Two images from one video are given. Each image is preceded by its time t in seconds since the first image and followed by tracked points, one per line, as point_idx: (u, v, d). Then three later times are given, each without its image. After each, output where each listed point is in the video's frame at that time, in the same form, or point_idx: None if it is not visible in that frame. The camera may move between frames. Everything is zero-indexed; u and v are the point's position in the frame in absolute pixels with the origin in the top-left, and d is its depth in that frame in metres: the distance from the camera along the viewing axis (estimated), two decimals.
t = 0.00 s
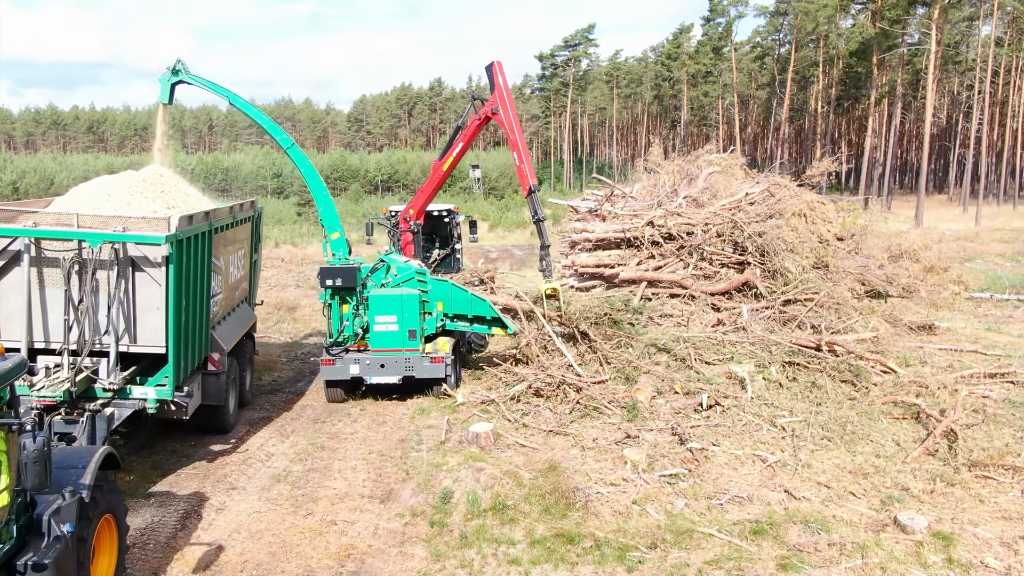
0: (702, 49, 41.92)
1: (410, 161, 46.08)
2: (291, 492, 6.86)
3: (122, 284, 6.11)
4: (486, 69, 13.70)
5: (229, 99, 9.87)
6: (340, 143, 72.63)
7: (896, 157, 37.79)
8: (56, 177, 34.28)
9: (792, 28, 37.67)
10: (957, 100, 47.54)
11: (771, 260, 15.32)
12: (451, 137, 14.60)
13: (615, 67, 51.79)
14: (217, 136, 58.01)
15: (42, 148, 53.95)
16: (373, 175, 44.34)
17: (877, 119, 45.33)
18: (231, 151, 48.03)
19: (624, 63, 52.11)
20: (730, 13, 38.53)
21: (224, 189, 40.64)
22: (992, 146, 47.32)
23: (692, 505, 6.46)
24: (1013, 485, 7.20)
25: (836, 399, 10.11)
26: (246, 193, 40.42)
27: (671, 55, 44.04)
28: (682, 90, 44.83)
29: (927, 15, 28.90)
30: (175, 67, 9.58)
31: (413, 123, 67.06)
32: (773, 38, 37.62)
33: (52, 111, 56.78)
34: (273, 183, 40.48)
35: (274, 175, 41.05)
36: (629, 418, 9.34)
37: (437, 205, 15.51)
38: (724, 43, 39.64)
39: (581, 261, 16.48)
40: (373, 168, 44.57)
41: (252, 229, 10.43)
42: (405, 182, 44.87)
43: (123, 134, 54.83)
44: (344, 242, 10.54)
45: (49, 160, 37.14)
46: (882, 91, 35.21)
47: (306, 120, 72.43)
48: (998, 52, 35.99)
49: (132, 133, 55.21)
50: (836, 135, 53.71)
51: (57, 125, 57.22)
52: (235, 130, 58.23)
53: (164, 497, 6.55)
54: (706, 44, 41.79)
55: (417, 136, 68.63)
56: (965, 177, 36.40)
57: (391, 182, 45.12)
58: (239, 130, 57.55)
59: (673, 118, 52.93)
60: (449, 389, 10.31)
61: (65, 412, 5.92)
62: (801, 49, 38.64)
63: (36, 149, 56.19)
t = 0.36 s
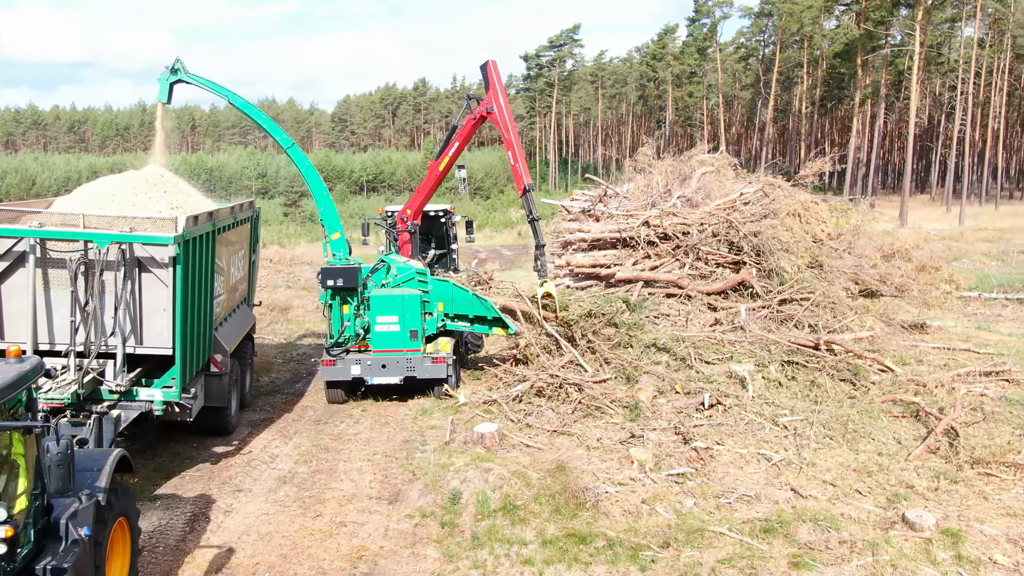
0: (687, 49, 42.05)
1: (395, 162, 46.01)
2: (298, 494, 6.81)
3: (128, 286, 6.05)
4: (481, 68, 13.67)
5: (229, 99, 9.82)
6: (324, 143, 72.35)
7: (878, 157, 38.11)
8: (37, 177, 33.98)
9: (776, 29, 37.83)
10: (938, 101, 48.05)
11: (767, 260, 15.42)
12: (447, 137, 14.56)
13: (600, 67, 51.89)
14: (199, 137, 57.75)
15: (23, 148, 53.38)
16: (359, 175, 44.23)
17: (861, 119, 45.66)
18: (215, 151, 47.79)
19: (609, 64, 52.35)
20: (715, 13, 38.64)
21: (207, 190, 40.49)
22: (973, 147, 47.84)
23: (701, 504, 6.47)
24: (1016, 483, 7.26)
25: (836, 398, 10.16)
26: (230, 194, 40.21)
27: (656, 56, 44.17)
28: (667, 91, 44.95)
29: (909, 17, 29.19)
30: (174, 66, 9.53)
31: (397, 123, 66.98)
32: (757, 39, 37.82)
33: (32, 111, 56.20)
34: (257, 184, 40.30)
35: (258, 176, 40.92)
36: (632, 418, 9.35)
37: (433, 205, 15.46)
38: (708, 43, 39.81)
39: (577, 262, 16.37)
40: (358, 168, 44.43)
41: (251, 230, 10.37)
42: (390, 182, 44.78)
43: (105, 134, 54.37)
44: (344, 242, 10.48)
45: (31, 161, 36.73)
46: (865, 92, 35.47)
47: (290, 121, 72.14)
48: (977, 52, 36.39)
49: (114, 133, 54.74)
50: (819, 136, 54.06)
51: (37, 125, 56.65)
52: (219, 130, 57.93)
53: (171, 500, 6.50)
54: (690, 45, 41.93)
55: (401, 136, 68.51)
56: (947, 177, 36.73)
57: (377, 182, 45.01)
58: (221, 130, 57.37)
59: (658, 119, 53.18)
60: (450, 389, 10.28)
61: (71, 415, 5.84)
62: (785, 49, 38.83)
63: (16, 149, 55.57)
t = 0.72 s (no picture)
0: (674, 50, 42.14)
1: (381, 162, 45.91)
2: (306, 495, 6.79)
3: (136, 286, 6.01)
4: (478, 67, 13.63)
5: (230, 98, 9.77)
6: (309, 143, 72.04)
7: (863, 158, 38.34)
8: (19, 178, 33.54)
9: (762, 30, 37.90)
10: (921, 102, 48.46)
11: (763, 260, 15.49)
12: (444, 137, 14.51)
13: (586, 68, 51.99)
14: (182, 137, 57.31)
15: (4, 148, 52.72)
16: (345, 175, 44.07)
17: (846, 120, 45.92)
18: (200, 151, 47.45)
19: (594, 64, 52.47)
20: (701, 14, 38.70)
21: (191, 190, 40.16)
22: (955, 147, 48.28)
23: (710, 503, 6.50)
24: (1018, 479, 7.35)
25: (836, 396, 10.23)
26: (215, 194, 39.93)
27: (642, 57, 44.24)
28: (653, 91, 45.03)
29: (892, 18, 29.40)
30: (174, 66, 9.46)
31: (382, 123, 66.82)
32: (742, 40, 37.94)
33: (13, 112, 55.55)
34: (241, 184, 40.06)
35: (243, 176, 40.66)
36: (635, 417, 9.38)
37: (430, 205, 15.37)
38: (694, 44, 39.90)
39: (573, 262, 16.15)
40: (344, 168, 44.25)
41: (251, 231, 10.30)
42: (375, 182, 44.66)
43: (88, 133, 53.85)
44: (345, 243, 10.42)
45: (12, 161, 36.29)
46: (850, 92, 35.66)
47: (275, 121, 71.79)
48: (961, 54, 36.68)
49: (97, 133, 54.21)
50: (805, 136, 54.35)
51: (18, 125, 55.96)
52: (202, 130, 57.50)
53: (178, 503, 6.46)
54: (676, 45, 41.99)
55: (386, 136, 68.33)
56: (930, 178, 37.02)
57: (363, 183, 44.84)
58: (205, 131, 56.99)
59: (643, 119, 53.31)
60: (452, 390, 10.26)
61: (79, 417, 5.79)
62: (770, 50, 38.93)
63: None
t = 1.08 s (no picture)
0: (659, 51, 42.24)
1: (368, 163, 45.75)
2: (314, 497, 6.76)
3: (144, 287, 5.96)
4: (475, 67, 13.59)
5: (230, 98, 9.70)
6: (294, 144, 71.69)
7: (847, 159, 38.54)
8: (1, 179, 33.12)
9: (747, 32, 38.05)
10: (904, 103, 48.86)
11: (759, 260, 15.57)
12: (441, 137, 14.44)
13: (572, 68, 52.07)
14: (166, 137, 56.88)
15: None
16: (331, 175, 43.90)
17: (831, 121, 46.18)
18: (185, 151, 47.06)
19: (581, 65, 52.50)
20: (687, 16, 38.80)
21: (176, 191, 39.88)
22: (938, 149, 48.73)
23: (719, 501, 6.53)
24: (1021, 476, 7.43)
25: (836, 395, 10.29)
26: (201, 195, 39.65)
27: (629, 57, 44.42)
28: (639, 92, 45.15)
29: (877, 20, 29.56)
30: (174, 65, 9.37)
31: (368, 124, 66.62)
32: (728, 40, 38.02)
33: None
34: (228, 185, 39.81)
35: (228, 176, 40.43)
36: (637, 417, 9.40)
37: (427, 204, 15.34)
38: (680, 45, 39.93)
39: (569, 262, 16.17)
40: (330, 169, 44.04)
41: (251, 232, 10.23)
42: (362, 183, 44.49)
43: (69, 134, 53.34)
44: (347, 243, 10.37)
45: None
46: (835, 93, 35.80)
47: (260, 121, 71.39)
48: (944, 55, 36.94)
49: (79, 133, 53.63)
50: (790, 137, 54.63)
51: None
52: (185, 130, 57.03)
53: (185, 505, 6.42)
54: (662, 46, 42.04)
55: (372, 137, 68.15)
56: (914, 180, 37.26)
57: (349, 183, 44.63)
58: (189, 131, 56.53)
59: (629, 120, 53.37)
60: (455, 390, 10.24)
61: (87, 418, 5.74)
62: (755, 51, 39.04)
63: None
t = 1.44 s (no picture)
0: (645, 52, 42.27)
1: (353, 163, 45.54)
2: (323, 498, 6.73)
3: (153, 288, 5.91)
4: (470, 65, 13.50)
5: (231, 98, 9.62)
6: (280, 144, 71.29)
7: (832, 160, 38.73)
8: None
9: (732, 32, 38.12)
10: (887, 104, 49.16)
11: (754, 259, 15.65)
12: (438, 136, 14.36)
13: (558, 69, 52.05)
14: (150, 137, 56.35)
15: None
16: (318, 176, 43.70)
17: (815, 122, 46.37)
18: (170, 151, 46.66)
19: (567, 66, 52.52)
20: (673, 16, 38.80)
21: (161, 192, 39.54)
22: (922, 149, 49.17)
23: (728, 500, 6.56)
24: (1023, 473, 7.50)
25: (837, 393, 10.36)
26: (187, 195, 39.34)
27: (614, 58, 44.43)
28: (625, 92, 45.18)
29: (861, 21, 29.69)
30: (175, 64, 9.28)
31: (353, 124, 66.30)
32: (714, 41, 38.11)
33: None
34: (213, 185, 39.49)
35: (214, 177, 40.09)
36: (641, 417, 9.43)
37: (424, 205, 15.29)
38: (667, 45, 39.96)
39: (566, 262, 16.02)
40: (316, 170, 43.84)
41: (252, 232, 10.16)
42: (348, 184, 44.29)
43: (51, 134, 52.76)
44: (349, 244, 10.32)
45: None
46: (820, 94, 35.97)
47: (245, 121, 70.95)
48: (928, 57, 37.17)
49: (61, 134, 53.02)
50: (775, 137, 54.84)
51: None
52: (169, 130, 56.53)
53: (194, 507, 6.38)
54: (648, 46, 42.09)
55: (357, 137, 67.88)
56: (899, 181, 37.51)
57: (336, 184, 44.41)
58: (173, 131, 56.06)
59: (615, 120, 53.47)
60: (457, 390, 10.23)
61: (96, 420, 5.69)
62: (741, 52, 39.11)
63: None
